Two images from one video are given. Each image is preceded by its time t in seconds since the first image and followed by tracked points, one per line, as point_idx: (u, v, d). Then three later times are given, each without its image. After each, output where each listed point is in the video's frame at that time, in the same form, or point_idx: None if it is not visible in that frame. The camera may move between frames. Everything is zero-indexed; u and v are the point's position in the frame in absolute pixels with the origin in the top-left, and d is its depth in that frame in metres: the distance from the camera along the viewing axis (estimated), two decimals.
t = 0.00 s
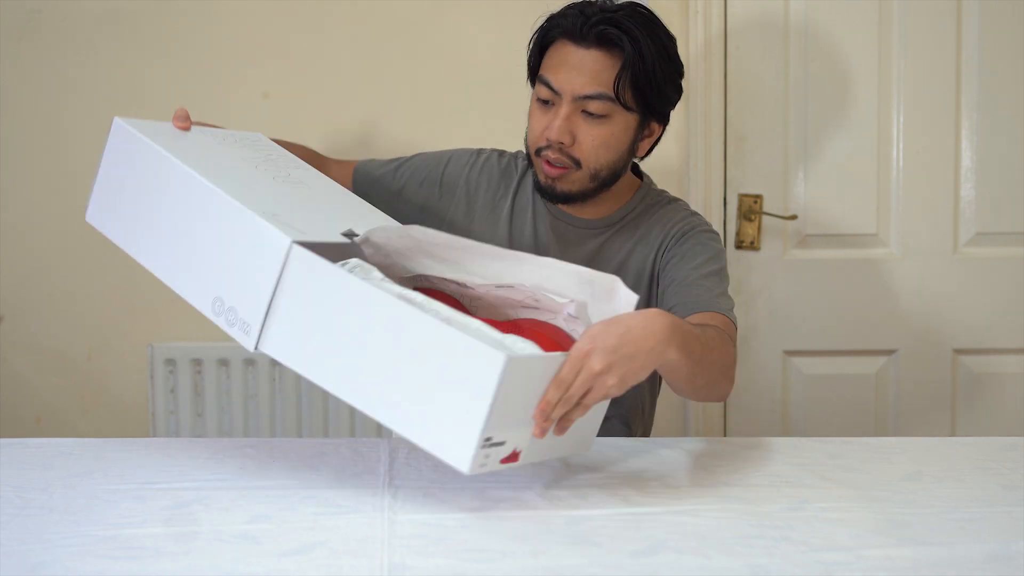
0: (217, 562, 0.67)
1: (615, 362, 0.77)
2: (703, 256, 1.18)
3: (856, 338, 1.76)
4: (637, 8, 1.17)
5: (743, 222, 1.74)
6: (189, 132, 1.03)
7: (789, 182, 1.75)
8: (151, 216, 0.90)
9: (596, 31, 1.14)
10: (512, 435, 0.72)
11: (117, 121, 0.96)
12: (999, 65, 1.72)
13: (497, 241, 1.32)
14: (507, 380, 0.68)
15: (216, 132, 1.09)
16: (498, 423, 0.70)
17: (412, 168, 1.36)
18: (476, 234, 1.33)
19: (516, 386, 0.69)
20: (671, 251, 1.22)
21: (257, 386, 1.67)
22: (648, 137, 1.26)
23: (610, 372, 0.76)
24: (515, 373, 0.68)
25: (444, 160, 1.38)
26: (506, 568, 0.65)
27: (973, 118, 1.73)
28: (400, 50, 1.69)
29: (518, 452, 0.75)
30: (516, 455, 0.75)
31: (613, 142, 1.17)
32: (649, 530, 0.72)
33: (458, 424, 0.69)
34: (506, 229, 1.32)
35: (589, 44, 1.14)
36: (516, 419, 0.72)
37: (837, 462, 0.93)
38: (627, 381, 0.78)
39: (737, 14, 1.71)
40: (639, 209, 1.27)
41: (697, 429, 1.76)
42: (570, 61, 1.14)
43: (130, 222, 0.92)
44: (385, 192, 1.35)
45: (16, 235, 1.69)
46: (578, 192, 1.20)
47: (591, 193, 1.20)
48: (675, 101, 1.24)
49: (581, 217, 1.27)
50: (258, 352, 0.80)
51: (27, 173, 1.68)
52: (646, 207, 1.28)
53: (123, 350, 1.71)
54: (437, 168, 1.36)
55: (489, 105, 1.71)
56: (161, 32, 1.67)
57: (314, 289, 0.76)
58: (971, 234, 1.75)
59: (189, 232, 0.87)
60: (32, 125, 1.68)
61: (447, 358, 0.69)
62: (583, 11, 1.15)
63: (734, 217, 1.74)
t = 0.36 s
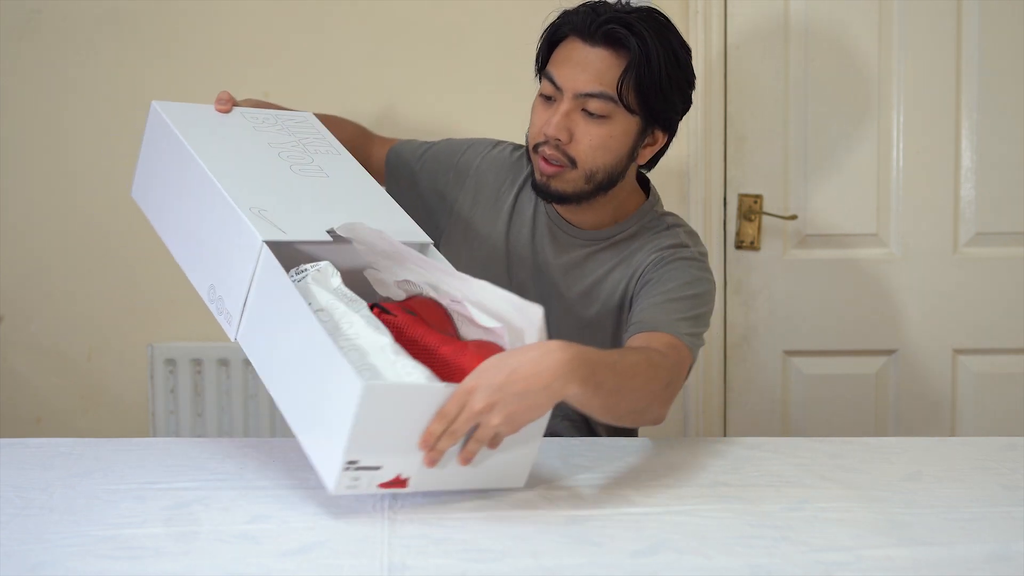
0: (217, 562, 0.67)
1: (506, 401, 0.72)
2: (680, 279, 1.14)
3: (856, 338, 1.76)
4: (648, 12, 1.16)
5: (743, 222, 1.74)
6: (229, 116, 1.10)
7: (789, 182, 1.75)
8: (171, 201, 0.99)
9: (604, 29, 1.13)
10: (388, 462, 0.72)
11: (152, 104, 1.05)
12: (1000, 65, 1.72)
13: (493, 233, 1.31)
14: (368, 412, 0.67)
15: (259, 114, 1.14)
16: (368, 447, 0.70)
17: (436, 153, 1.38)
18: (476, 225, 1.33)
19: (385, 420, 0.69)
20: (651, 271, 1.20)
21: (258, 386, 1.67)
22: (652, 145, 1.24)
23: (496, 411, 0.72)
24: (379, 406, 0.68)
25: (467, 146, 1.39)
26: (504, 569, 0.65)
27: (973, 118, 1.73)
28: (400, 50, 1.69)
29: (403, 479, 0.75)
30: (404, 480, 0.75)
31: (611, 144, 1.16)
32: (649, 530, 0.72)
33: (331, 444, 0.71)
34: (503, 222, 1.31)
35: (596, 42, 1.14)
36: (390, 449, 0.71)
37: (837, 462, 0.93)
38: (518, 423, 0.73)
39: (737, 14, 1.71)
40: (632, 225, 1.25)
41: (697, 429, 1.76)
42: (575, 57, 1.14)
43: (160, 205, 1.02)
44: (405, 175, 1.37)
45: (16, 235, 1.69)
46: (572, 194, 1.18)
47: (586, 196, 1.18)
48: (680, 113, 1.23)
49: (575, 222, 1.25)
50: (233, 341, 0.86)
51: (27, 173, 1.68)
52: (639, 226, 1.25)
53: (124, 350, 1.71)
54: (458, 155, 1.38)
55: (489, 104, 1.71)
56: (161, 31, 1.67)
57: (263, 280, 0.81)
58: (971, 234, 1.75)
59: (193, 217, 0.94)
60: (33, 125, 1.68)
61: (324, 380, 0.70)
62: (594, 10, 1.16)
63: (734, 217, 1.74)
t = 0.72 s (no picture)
0: (218, 562, 0.67)
1: (485, 408, 0.73)
2: (670, 281, 1.12)
3: (856, 338, 1.76)
4: (618, 6, 1.17)
5: (743, 222, 1.74)
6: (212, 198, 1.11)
7: (789, 182, 1.75)
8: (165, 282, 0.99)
9: (575, 28, 1.14)
10: (376, 484, 0.73)
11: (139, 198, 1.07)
12: (999, 65, 1.72)
13: (486, 239, 1.30)
14: (342, 428, 0.70)
15: (242, 191, 1.15)
16: (354, 471, 0.72)
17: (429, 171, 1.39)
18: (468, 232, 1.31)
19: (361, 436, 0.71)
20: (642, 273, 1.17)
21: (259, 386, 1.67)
22: (637, 141, 1.23)
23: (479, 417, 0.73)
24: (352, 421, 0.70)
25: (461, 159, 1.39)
26: (504, 568, 0.65)
27: (973, 118, 1.72)
28: (400, 50, 1.69)
29: (401, 503, 0.75)
30: (400, 505, 0.75)
31: (592, 142, 1.15)
32: (649, 530, 0.72)
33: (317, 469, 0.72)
34: (495, 228, 1.30)
35: (569, 42, 1.14)
36: (372, 471, 0.72)
37: (837, 462, 0.93)
38: (502, 428, 0.74)
39: (737, 14, 1.71)
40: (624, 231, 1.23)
41: (697, 429, 1.77)
42: (549, 60, 1.14)
43: (158, 290, 1.02)
44: (405, 202, 1.37)
45: (16, 235, 1.69)
46: (561, 198, 1.17)
47: (575, 199, 1.17)
48: (662, 107, 1.22)
49: (567, 226, 1.24)
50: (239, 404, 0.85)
51: (27, 173, 1.68)
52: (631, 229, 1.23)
53: (124, 350, 1.71)
54: (451, 170, 1.38)
55: (489, 104, 1.71)
56: (161, 31, 1.67)
57: (252, 336, 0.81)
58: (971, 234, 1.75)
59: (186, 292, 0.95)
60: (33, 125, 1.68)
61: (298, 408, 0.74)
62: (566, 11, 1.16)
63: (734, 217, 1.74)
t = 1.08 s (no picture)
0: (217, 561, 0.67)
1: (623, 390, 0.71)
2: (681, 260, 1.15)
3: (856, 338, 1.76)
4: None
5: (743, 222, 1.74)
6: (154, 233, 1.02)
7: (789, 182, 1.75)
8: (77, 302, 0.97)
9: (537, 22, 1.13)
10: (524, 495, 0.70)
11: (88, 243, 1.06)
12: (999, 65, 1.72)
13: (474, 254, 1.29)
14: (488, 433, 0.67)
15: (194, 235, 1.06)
16: (502, 482, 0.69)
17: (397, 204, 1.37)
18: (455, 252, 1.31)
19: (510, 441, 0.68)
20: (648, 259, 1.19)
21: (258, 386, 1.67)
22: (612, 125, 1.23)
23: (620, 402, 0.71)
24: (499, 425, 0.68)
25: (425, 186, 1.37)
26: (505, 568, 0.65)
27: (973, 118, 1.72)
28: (401, 50, 1.69)
29: (546, 516, 0.72)
30: (546, 519, 0.72)
31: (572, 132, 1.14)
32: (649, 530, 0.72)
33: (461, 485, 0.69)
34: (484, 240, 1.29)
35: (532, 37, 1.13)
36: (521, 478, 0.69)
37: (838, 463, 0.93)
38: (646, 407, 0.72)
39: (736, 14, 1.71)
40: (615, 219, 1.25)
41: (697, 429, 1.76)
42: (516, 57, 1.14)
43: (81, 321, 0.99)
44: (383, 246, 1.35)
45: (15, 235, 1.69)
46: (549, 192, 1.16)
47: (563, 192, 1.16)
48: (630, 87, 1.22)
49: (555, 226, 1.24)
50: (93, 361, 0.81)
51: (27, 173, 1.68)
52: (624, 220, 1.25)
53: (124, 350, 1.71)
54: (420, 199, 1.36)
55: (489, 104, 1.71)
56: (161, 31, 1.68)
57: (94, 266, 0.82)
58: (971, 234, 1.74)
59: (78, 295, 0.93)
60: (33, 125, 1.68)
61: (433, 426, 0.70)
62: (522, 8, 1.16)
63: (734, 217, 1.74)
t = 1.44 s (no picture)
0: (217, 561, 0.67)
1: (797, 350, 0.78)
2: (705, 248, 1.19)
3: (856, 338, 1.76)
4: None
5: (743, 222, 1.74)
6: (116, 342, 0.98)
7: (789, 182, 1.75)
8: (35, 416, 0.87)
9: (514, 21, 1.14)
10: (588, 494, 0.70)
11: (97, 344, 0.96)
12: (999, 65, 1.72)
13: (477, 262, 1.27)
14: (558, 433, 0.67)
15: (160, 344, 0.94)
16: (568, 481, 0.69)
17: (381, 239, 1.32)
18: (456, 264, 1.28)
19: (578, 442, 0.69)
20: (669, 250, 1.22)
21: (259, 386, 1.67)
22: (601, 111, 1.24)
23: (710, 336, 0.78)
24: (568, 425, 0.68)
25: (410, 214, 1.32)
26: (505, 568, 0.65)
27: (973, 118, 1.72)
28: (401, 50, 1.69)
29: (604, 513, 0.72)
30: (604, 518, 0.72)
31: (566, 123, 1.15)
32: (650, 530, 0.72)
33: (526, 488, 0.69)
34: (487, 250, 1.27)
35: (512, 37, 1.14)
36: (585, 477, 0.70)
37: (838, 462, 0.93)
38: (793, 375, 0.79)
39: (736, 14, 1.71)
40: (622, 213, 1.26)
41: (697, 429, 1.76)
42: (499, 59, 1.14)
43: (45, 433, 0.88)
44: (375, 288, 1.30)
45: (15, 235, 1.69)
46: (553, 186, 1.17)
47: (565, 185, 1.17)
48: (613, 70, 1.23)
49: (561, 223, 1.25)
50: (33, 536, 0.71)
51: (27, 173, 1.68)
52: (628, 209, 1.27)
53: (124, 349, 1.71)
54: (408, 225, 1.31)
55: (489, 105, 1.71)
56: (161, 31, 1.68)
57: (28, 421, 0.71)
58: (971, 234, 1.74)
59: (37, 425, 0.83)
60: (33, 125, 1.68)
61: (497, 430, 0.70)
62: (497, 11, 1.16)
63: (734, 217, 1.74)
